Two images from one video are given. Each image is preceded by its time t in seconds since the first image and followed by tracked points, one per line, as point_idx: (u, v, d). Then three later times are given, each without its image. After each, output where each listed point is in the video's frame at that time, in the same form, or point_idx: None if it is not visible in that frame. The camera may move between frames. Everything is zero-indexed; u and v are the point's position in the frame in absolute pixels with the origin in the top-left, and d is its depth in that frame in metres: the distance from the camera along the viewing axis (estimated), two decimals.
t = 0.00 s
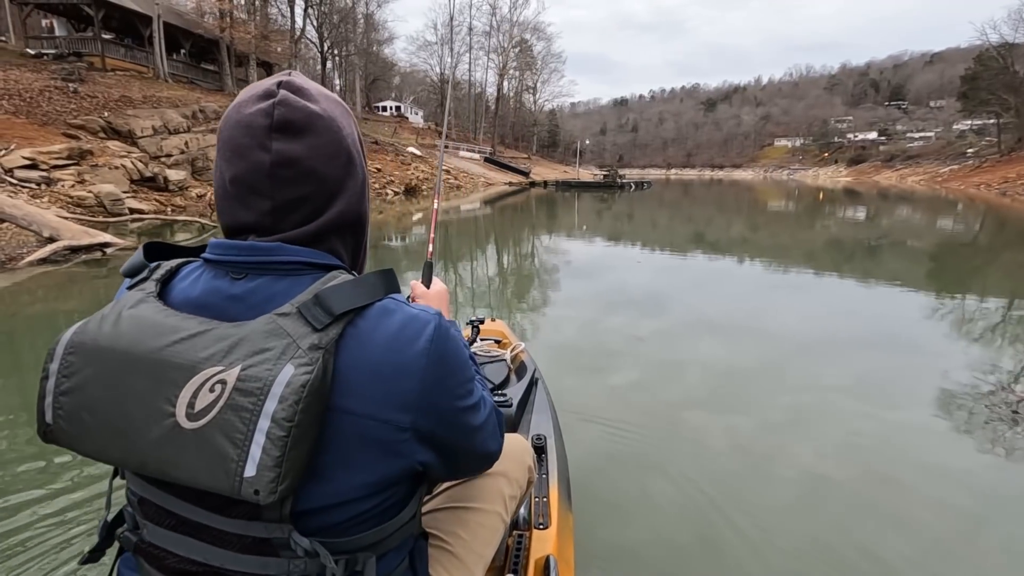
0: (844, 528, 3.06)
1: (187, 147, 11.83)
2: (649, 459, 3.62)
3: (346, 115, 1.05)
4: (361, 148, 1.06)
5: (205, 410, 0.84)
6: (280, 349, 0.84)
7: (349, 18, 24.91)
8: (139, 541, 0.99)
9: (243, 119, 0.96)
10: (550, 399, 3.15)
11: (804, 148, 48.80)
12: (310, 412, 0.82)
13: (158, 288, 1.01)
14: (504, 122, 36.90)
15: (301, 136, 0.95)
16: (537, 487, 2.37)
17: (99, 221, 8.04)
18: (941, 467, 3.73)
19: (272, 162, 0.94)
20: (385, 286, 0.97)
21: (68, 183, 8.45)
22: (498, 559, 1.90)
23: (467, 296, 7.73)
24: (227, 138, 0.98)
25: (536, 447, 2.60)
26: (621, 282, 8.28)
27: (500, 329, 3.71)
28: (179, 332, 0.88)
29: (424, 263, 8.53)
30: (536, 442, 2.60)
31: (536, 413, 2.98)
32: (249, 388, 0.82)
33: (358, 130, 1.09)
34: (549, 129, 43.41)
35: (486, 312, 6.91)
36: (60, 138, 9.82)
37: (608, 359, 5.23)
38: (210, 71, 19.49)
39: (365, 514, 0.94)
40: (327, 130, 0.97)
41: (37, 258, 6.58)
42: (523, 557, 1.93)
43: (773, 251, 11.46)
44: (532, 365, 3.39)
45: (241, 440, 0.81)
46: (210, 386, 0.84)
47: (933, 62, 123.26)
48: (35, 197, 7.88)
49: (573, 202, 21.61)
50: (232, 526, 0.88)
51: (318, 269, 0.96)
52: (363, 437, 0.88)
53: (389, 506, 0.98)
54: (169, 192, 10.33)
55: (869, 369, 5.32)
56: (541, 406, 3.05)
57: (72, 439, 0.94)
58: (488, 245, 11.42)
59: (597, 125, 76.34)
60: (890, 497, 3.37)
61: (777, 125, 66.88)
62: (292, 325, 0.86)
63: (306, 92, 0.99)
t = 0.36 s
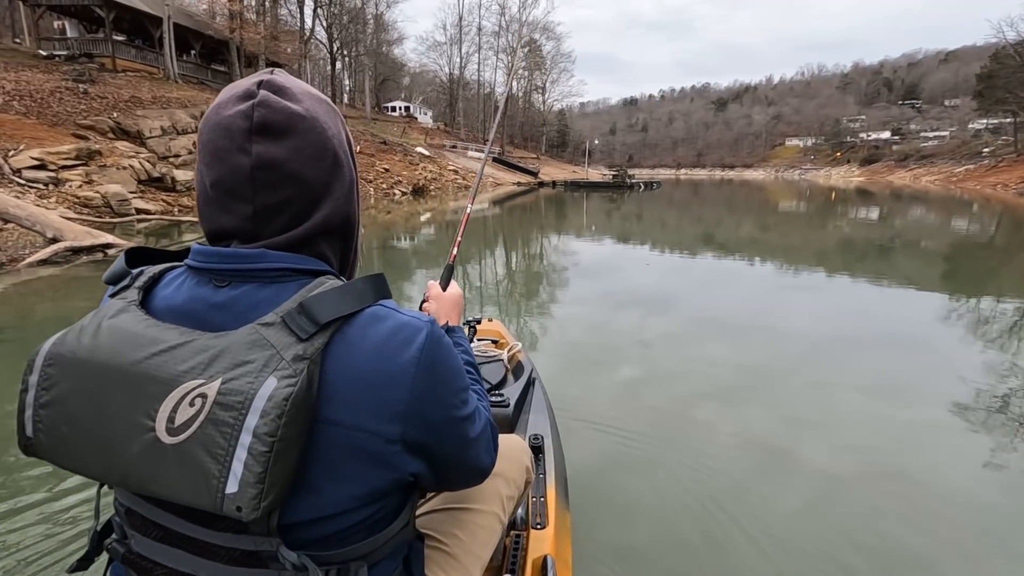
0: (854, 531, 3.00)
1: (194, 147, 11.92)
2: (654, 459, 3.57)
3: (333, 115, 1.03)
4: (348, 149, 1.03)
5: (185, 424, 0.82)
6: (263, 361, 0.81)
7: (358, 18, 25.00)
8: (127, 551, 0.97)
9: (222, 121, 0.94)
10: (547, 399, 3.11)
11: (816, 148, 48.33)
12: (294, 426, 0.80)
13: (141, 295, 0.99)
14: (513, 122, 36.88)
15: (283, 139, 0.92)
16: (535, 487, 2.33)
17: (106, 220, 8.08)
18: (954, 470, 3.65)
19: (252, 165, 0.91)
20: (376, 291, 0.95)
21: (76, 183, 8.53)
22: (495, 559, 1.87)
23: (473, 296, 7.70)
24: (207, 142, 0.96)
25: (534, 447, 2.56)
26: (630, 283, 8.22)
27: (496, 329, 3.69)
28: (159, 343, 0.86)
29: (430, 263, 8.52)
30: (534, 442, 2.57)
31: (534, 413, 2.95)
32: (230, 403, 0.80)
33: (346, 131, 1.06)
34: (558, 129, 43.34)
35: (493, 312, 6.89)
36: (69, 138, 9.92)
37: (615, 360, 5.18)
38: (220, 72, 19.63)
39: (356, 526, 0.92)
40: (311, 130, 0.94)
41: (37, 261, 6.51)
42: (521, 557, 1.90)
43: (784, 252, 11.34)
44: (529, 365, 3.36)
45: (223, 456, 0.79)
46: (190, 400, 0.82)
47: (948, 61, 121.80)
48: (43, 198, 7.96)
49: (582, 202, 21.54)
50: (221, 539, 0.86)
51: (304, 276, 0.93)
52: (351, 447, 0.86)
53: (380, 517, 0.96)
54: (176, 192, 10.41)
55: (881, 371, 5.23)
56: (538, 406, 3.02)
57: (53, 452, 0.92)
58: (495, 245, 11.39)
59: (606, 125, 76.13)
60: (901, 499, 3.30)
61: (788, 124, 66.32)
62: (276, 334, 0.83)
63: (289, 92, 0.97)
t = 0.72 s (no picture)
0: (876, 543, 2.91)
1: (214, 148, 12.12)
2: (668, 463, 3.52)
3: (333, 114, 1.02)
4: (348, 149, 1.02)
5: (178, 437, 0.81)
6: (257, 372, 0.80)
7: (378, 21, 25.20)
8: (129, 555, 0.97)
9: (218, 121, 0.93)
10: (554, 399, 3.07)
11: (840, 148, 47.51)
12: (288, 439, 0.79)
13: (136, 302, 0.98)
14: (532, 122, 36.88)
15: (278, 140, 0.91)
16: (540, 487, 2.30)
17: (127, 221, 8.25)
18: (981, 482, 3.53)
19: (247, 168, 0.90)
20: (377, 296, 0.93)
21: (99, 184, 8.74)
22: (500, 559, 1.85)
23: (489, 296, 7.69)
24: (202, 143, 0.95)
25: (539, 447, 2.53)
26: (648, 283, 8.15)
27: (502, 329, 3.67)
28: (152, 354, 0.85)
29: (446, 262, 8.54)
30: (539, 442, 2.53)
31: (539, 413, 2.91)
32: (223, 415, 0.79)
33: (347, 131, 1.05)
34: (577, 129, 43.20)
35: (508, 313, 6.86)
36: (93, 140, 10.16)
37: (631, 362, 5.11)
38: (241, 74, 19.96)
39: (355, 536, 0.92)
40: (308, 131, 0.93)
41: (50, 267, 6.50)
42: (526, 557, 1.87)
43: (807, 253, 11.15)
44: (535, 365, 3.32)
45: (216, 470, 0.79)
46: (183, 413, 0.81)
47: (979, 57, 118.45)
48: (67, 198, 8.15)
49: (600, 202, 21.43)
50: (221, 548, 0.85)
51: (302, 281, 0.92)
52: (350, 458, 0.86)
53: (379, 526, 0.95)
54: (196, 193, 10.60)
55: (908, 377, 5.08)
56: (544, 406, 2.98)
57: (49, 460, 0.92)
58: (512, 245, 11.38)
59: (624, 125, 75.68)
60: (924, 510, 3.20)
61: (811, 123, 65.15)
62: (271, 344, 0.82)
63: (287, 92, 0.96)
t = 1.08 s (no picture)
0: (893, 552, 2.83)
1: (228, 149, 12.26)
2: (682, 466, 3.46)
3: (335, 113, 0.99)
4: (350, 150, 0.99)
5: (172, 443, 0.80)
6: (252, 378, 0.78)
7: (393, 22, 25.34)
8: (127, 556, 0.96)
9: (217, 120, 0.91)
10: (555, 399, 3.03)
11: (860, 147, 46.76)
12: (283, 445, 0.77)
13: (133, 303, 0.97)
14: (546, 122, 36.85)
15: (277, 140, 0.89)
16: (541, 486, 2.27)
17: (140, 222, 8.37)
18: (1006, 490, 3.42)
19: (246, 167, 0.89)
20: (378, 301, 0.92)
21: (114, 185, 8.90)
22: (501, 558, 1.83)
23: (503, 296, 7.67)
24: (201, 141, 0.94)
25: (540, 447, 2.49)
26: (663, 284, 8.07)
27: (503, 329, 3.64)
28: (147, 357, 0.84)
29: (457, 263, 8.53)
30: (540, 442, 2.50)
31: (540, 412, 2.87)
32: (217, 421, 0.78)
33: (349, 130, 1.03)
34: (592, 129, 43.05)
35: (522, 313, 6.84)
36: (110, 141, 10.33)
37: (645, 363, 5.05)
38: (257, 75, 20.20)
39: (352, 544, 0.90)
40: (308, 130, 0.91)
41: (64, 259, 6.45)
42: (527, 557, 1.85)
43: (825, 254, 10.98)
44: (535, 365, 3.28)
45: (210, 477, 0.78)
46: (177, 418, 0.80)
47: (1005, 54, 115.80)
48: (82, 199, 8.30)
49: (615, 203, 21.32)
50: (216, 554, 0.84)
51: (302, 285, 0.90)
52: (344, 468, 0.84)
53: (379, 534, 0.94)
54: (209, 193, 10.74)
55: (930, 381, 4.96)
56: (544, 406, 2.94)
57: (42, 462, 0.91)
58: (526, 245, 11.36)
59: (640, 124, 75.26)
60: (943, 518, 3.11)
61: (831, 122, 64.19)
62: (267, 349, 0.80)
63: (286, 90, 0.93)
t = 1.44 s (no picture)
0: (902, 559, 2.77)
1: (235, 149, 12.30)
2: (687, 468, 3.42)
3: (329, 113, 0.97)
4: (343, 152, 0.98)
5: (158, 454, 0.78)
6: (241, 387, 0.76)
7: (402, 22, 25.40)
8: (114, 561, 0.94)
9: (207, 118, 0.89)
10: (548, 400, 3.02)
11: (872, 146, 46.25)
12: (273, 457, 0.75)
13: (117, 307, 0.94)
14: (554, 122, 36.83)
15: (269, 138, 0.87)
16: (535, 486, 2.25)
17: (143, 223, 8.38)
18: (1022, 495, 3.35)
19: (236, 166, 0.86)
20: (371, 306, 0.90)
21: (119, 185, 8.96)
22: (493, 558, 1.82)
23: (509, 296, 7.65)
24: (190, 138, 0.91)
25: (533, 447, 2.47)
26: (673, 285, 8.00)
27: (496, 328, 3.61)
28: (131, 365, 0.81)
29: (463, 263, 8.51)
30: (533, 442, 2.47)
31: (534, 412, 2.86)
32: (204, 432, 0.76)
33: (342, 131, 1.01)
34: (601, 129, 42.94)
35: (530, 313, 6.82)
36: (117, 141, 10.41)
37: (652, 364, 5.01)
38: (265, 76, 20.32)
39: (343, 553, 0.88)
40: (300, 129, 0.89)
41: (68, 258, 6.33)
42: (519, 556, 1.84)
43: (836, 255, 10.85)
44: (530, 365, 3.26)
45: (197, 488, 0.76)
46: (162, 429, 0.78)
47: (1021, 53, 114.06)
48: (87, 199, 8.36)
49: (623, 203, 21.24)
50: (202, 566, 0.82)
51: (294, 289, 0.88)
52: (333, 479, 0.82)
53: (371, 542, 0.91)
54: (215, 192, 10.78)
55: (945, 383, 4.87)
56: (538, 405, 2.94)
57: (25, 469, 0.89)
58: (533, 245, 11.35)
59: (649, 124, 74.99)
60: (954, 524, 3.05)
61: (842, 121, 63.57)
62: (256, 357, 0.78)
63: (279, 86, 0.91)
